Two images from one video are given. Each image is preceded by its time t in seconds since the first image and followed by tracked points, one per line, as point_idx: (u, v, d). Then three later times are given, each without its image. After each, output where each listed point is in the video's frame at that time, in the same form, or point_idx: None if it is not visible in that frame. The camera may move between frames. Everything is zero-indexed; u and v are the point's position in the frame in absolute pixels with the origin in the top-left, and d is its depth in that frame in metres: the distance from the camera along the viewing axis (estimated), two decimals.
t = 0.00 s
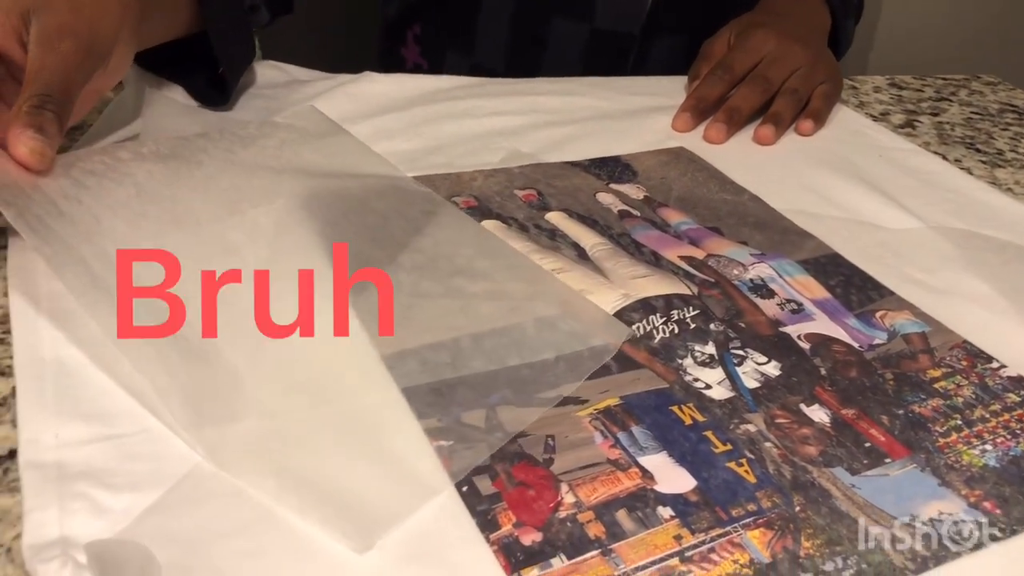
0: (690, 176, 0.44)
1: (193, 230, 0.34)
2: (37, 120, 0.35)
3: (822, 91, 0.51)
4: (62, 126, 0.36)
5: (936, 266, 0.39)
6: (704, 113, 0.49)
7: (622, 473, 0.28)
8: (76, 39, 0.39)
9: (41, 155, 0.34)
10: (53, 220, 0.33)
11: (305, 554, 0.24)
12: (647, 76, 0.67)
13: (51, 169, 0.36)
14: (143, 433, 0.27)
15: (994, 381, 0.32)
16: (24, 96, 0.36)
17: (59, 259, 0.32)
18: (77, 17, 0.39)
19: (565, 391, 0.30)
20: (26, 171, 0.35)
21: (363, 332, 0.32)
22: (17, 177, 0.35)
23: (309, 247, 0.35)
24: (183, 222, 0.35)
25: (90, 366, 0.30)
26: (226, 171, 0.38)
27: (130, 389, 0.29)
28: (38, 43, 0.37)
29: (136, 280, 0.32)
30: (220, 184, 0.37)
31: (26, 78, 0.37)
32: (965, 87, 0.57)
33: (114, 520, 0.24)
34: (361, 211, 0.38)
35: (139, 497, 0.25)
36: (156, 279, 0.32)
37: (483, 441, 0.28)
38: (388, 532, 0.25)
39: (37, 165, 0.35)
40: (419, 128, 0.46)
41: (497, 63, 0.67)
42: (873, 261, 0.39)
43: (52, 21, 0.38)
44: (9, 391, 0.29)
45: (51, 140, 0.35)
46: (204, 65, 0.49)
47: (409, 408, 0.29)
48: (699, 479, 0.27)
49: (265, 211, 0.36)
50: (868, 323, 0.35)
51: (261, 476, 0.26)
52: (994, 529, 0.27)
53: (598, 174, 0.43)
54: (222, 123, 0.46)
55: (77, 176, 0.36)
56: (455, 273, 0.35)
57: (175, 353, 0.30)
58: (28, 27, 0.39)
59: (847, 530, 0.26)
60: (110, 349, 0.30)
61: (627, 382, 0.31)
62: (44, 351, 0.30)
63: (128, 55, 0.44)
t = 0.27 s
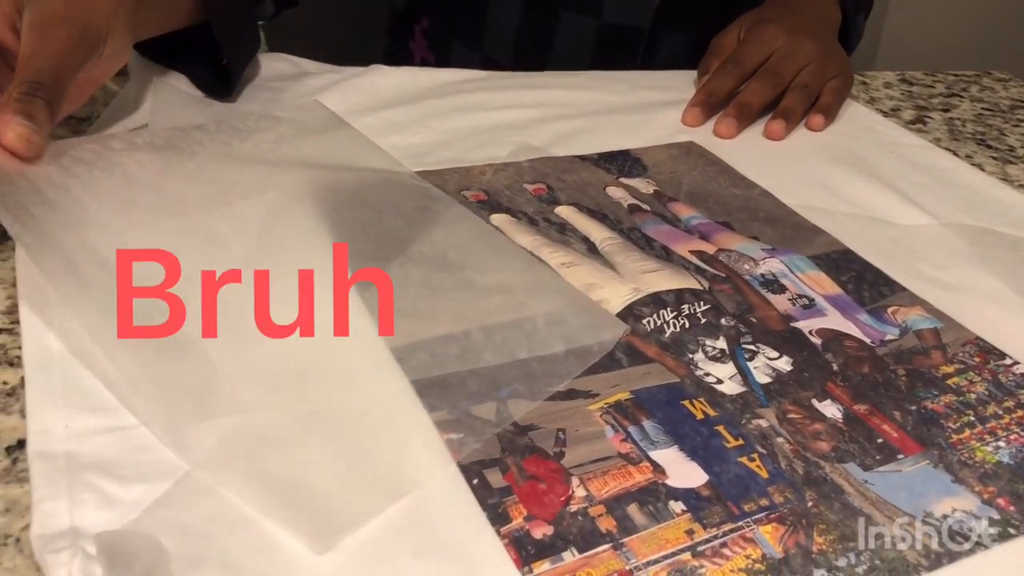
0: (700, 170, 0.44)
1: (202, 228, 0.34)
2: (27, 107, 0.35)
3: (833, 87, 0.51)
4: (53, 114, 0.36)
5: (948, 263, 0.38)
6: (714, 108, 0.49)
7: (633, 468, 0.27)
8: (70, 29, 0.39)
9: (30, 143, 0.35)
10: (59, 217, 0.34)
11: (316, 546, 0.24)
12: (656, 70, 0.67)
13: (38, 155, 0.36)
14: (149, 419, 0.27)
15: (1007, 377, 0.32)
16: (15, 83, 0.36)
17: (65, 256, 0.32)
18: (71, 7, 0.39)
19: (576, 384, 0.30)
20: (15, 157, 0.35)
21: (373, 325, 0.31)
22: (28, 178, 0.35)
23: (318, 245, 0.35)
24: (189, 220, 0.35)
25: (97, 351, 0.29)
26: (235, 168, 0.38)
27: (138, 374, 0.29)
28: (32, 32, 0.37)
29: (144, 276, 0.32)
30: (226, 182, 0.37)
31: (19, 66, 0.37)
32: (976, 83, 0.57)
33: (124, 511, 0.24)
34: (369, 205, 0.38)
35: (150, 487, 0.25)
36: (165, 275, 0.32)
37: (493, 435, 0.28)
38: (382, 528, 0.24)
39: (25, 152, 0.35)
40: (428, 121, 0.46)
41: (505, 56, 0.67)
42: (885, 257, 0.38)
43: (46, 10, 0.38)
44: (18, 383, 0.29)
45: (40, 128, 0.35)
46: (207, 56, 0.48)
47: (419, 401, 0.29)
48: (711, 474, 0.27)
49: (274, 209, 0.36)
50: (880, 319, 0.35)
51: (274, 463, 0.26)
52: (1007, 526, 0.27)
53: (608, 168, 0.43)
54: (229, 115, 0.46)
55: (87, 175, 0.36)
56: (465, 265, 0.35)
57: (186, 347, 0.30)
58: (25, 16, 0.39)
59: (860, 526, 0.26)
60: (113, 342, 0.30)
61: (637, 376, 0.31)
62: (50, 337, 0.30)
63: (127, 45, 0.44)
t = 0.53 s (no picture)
0: (707, 166, 0.44)
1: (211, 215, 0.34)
2: (12, 95, 0.34)
3: (840, 82, 0.51)
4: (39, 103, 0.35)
5: (956, 259, 0.38)
6: (721, 103, 0.48)
7: (641, 464, 0.27)
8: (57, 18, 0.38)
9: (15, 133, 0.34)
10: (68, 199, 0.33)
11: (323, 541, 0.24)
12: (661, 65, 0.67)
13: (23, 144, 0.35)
14: (153, 408, 0.27)
15: (1016, 375, 0.32)
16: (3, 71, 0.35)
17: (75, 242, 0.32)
18: None
19: (583, 380, 0.30)
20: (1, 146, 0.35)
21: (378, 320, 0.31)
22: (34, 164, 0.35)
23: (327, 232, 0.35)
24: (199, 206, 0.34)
25: (100, 336, 0.29)
26: (242, 157, 0.38)
27: (142, 363, 0.28)
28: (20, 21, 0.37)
29: (152, 263, 0.32)
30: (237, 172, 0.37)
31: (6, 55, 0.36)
32: (984, 80, 0.57)
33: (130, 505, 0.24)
34: (375, 199, 0.38)
35: (156, 480, 0.25)
36: (172, 266, 0.32)
37: (500, 431, 0.28)
38: (388, 524, 0.24)
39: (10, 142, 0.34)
40: (433, 115, 0.46)
41: (510, 51, 0.67)
42: (893, 254, 0.38)
43: None
44: (23, 375, 0.29)
45: (25, 116, 0.34)
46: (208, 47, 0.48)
47: (425, 394, 0.29)
48: (719, 470, 0.27)
49: (281, 201, 0.36)
50: (888, 315, 0.34)
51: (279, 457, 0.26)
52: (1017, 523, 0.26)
53: (614, 163, 0.43)
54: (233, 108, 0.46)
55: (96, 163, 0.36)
56: (471, 260, 0.35)
57: (191, 338, 0.29)
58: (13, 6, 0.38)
59: (868, 523, 0.26)
60: (116, 334, 0.29)
61: (644, 372, 0.31)
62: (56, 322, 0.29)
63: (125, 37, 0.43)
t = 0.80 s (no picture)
0: (717, 159, 0.43)
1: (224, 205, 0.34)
2: (12, 80, 0.34)
3: (851, 76, 0.51)
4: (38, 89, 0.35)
5: (970, 253, 0.38)
6: (731, 97, 0.48)
7: (655, 456, 0.27)
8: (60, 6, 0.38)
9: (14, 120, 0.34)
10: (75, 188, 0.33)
11: (336, 534, 0.24)
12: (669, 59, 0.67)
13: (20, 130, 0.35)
14: (161, 400, 0.27)
15: None
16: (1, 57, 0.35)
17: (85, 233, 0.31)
18: None
19: (595, 372, 0.30)
20: None
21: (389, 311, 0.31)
22: (42, 151, 0.35)
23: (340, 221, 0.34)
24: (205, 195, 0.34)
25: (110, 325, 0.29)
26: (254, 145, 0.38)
27: (152, 354, 0.28)
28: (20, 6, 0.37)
29: (154, 259, 0.31)
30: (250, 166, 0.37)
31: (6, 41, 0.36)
32: (995, 74, 0.57)
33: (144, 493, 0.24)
34: (385, 190, 0.38)
35: (170, 468, 0.25)
36: (173, 265, 0.31)
37: (512, 422, 0.28)
38: (400, 516, 0.24)
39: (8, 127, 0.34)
40: (443, 107, 0.46)
41: (518, 44, 0.67)
42: (906, 248, 0.38)
43: None
44: (34, 365, 0.29)
45: (24, 101, 0.34)
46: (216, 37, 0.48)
47: (437, 385, 0.28)
48: (733, 463, 0.27)
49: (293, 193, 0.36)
50: (901, 309, 0.34)
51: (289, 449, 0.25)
52: None
53: (624, 156, 0.43)
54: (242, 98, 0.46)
55: (106, 151, 0.35)
56: (482, 251, 0.35)
57: (191, 337, 0.29)
58: None
59: (884, 517, 0.26)
60: (114, 333, 0.28)
61: (657, 365, 0.31)
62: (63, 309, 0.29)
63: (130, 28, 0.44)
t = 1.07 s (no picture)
0: (725, 154, 0.43)
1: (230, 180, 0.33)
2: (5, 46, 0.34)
3: (859, 72, 0.50)
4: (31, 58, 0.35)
5: (979, 250, 0.38)
6: (739, 92, 0.48)
7: (664, 451, 0.27)
8: None
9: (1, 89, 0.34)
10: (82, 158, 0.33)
11: (345, 527, 0.23)
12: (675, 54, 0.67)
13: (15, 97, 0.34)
14: (168, 391, 0.26)
15: None
16: None
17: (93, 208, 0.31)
18: None
19: (604, 367, 0.30)
20: None
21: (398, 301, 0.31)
22: (40, 127, 0.34)
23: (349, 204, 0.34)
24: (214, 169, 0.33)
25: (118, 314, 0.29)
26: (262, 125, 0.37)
27: (159, 343, 0.28)
28: None
29: (156, 258, 0.30)
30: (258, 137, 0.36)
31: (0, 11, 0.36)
32: (1003, 72, 0.56)
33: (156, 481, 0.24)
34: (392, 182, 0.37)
35: (178, 459, 0.24)
36: (173, 264, 0.30)
37: (521, 416, 0.28)
38: (411, 508, 0.24)
39: None
40: (450, 101, 0.46)
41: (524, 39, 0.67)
42: (916, 244, 0.38)
43: None
44: (41, 355, 0.29)
45: (17, 68, 0.34)
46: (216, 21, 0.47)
47: (445, 377, 0.28)
48: (743, 459, 0.27)
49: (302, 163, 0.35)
50: (910, 306, 0.34)
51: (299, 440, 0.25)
52: None
53: (632, 150, 0.43)
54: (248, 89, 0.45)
55: (99, 123, 0.34)
56: (490, 244, 0.35)
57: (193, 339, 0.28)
58: None
59: (895, 513, 0.26)
60: (114, 333, 0.28)
61: (666, 360, 0.31)
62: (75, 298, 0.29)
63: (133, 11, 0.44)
